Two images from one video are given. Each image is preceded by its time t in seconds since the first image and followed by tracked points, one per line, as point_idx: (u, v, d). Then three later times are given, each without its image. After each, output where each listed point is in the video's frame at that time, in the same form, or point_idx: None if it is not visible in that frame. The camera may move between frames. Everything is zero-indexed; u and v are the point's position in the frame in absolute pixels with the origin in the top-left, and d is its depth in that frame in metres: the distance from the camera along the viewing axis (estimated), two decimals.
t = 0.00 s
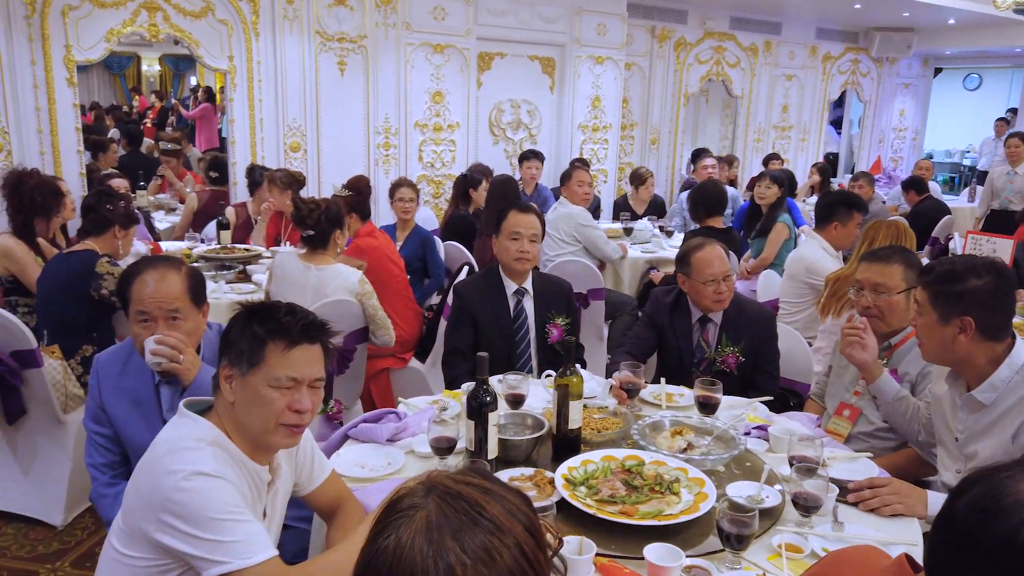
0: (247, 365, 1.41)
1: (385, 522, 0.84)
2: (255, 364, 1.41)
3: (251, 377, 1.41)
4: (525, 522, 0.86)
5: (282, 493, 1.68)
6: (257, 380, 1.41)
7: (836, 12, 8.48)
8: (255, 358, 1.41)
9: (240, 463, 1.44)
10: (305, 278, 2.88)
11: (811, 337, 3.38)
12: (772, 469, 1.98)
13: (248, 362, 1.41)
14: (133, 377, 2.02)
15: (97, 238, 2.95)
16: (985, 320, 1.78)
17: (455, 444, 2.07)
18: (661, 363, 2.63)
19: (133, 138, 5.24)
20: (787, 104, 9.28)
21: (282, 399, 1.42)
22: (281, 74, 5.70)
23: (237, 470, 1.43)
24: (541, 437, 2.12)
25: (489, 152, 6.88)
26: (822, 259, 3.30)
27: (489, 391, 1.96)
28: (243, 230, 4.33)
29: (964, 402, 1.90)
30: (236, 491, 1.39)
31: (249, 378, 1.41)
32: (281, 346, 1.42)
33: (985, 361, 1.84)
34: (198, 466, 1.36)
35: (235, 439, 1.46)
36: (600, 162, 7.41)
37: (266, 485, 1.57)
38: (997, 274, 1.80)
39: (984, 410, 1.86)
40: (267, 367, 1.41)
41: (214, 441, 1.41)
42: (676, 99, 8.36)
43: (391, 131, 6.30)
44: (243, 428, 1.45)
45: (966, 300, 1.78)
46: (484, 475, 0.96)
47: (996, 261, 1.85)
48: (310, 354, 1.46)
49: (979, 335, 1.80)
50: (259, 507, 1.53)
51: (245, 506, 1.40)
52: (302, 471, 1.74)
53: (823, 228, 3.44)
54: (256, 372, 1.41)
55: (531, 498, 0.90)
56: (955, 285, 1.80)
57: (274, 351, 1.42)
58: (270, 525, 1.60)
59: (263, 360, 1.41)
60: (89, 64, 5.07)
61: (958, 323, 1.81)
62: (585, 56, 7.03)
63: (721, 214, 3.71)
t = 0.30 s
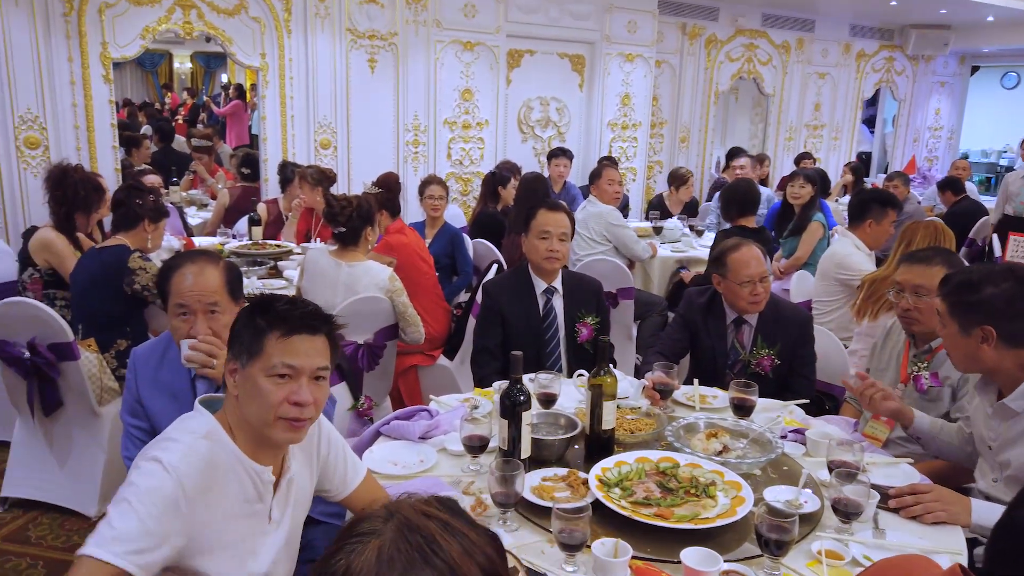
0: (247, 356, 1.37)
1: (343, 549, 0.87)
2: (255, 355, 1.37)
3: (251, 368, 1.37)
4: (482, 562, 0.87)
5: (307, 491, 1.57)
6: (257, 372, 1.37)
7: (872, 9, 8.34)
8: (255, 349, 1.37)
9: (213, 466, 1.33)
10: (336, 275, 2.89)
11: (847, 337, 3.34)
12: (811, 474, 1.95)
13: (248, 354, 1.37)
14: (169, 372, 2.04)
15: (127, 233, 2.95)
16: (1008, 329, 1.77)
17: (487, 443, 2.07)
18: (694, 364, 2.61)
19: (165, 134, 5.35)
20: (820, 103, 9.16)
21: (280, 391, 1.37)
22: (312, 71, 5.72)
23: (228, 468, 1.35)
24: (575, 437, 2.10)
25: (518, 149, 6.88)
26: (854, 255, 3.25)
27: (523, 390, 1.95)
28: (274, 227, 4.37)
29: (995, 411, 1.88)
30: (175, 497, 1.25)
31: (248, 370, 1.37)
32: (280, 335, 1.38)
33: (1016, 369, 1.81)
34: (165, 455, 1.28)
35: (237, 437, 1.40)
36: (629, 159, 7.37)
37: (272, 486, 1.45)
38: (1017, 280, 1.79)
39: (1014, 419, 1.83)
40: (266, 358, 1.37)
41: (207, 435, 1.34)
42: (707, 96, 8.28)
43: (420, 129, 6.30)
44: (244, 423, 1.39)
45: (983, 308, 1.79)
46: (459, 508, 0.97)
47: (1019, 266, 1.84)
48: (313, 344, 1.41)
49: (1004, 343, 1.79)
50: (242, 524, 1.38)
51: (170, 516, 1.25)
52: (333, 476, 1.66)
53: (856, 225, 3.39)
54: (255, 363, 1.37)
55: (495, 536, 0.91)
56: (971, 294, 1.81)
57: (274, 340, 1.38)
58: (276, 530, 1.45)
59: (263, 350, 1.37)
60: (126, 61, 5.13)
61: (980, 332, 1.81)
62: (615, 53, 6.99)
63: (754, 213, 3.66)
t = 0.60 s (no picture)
0: (232, 361, 1.31)
1: (345, 532, 0.93)
2: (239, 360, 1.30)
3: (237, 374, 1.30)
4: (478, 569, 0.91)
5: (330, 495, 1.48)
6: (242, 376, 1.30)
7: (915, 2, 8.16)
8: (240, 354, 1.30)
9: (196, 479, 1.26)
10: (372, 269, 2.90)
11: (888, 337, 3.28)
12: (856, 477, 1.92)
13: (234, 358, 1.31)
14: (210, 363, 2.06)
15: (165, 226, 2.98)
16: None
17: (525, 440, 2.06)
18: (733, 363, 2.58)
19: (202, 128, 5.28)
20: (859, 98, 9.00)
21: (265, 396, 1.29)
22: (348, 66, 5.75)
23: (219, 474, 1.29)
24: (613, 436, 2.08)
25: (551, 145, 6.87)
26: (894, 251, 3.18)
27: (562, 387, 1.94)
28: (309, 220, 4.41)
29: None
30: (146, 506, 1.21)
31: (235, 375, 1.31)
32: (262, 337, 1.30)
33: None
34: (149, 459, 1.24)
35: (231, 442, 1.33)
36: (664, 155, 7.31)
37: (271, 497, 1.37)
38: None
39: None
40: (250, 362, 1.30)
41: (204, 439, 1.30)
42: (743, 91, 8.18)
43: (454, 124, 6.31)
44: (237, 429, 1.32)
45: None
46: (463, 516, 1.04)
47: None
48: (301, 344, 1.32)
49: None
50: (226, 543, 1.31)
51: (136, 525, 1.21)
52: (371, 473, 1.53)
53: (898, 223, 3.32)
54: (239, 366, 1.30)
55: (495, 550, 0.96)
56: (1021, 297, 1.77)
57: (256, 343, 1.30)
58: (274, 541, 1.36)
59: (247, 354, 1.30)
60: (167, 56, 5.13)
61: None
62: (650, 48, 6.95)
63: (793, 210, 3.60)
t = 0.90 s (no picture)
0: (274, 361, 1.31)
1: (360, 545, 0.99)
2: (281, 360, 1.30)
3: (279, 375, 1.30)
4: None
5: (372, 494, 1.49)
6: (283, 376, 1.30)
7: None
8: (282, 354, 1.30)
9: (243, 477, 1.27)
10: (411, 263, 2.91)
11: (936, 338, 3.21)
12: (904, 481, 1.88)
13: (274, 359, 1.30)
14: (254, 352, 2.10)
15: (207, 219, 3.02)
16: None
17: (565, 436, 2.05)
18: (775, 362, 2.54)
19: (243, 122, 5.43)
20: (904, 93, 8.80)
21: (305, 396, 1.29)
22: (386, 60, 5.77)
23: (265, 473, 1.30)
24: (654, 434, 2.06)
25: (588, 139, 6.85)
26: (945, 251, 3.11)
27: (603, 383, 1.92)
28: (347, 214, 4.45)
29: None
30: (196, 506, 1.22)
31: (275, 374, 1.31)
32: (305, 337, 1.30)
33: None
34: (197, 459, 1.25)
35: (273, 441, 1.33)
36: (702, 151, 7.23)
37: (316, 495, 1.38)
38: None
39: None
40: (292, 363, 1.29)
41: (249, 437, 1.30)
42: (784, 86, 8.06)
43: (491, 118, 6.31)
44: (280, 431, 1.33)
45: None
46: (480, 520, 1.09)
47: None
48: (341, 345, 1.32)
49: None
50: (272, 540, 1.32)
51: (186, 525, 1.22)
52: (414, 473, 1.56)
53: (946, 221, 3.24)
54: (280, 367, 1.30)
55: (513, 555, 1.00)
56: None
57: (297, 344, 1.30)
58: (319, 538, 1.38)
59: (288, 354, 1.30)
60: (210, 51, 5.18)
61: None
62: (690, 42, 6.88)
63: (836, 207, 3.53)
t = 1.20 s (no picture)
0: (339, 352, 1.34)
1: (408, 554, 1.00)
2: (346, 352, 1.33)
3: (344, 366, 1.33)
4: None
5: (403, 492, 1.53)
6: (348, 367, 1.33)
7: None
8: (347, 346, 1.33)
9: (298, 467, 1.29)
10: (448, 258, 2.91)
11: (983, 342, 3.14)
12: (953, 487, 1.83)
13: (340, 350, 1.33)
14: (294, 344, 2.13)
15: (246, 213, 3.05)
16: None
17: (603, 435, 2.03)
18: (817, 364, 2.50)
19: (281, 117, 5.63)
20: (949, 88, 8.60)
21: (370, 387, 1.31)
22: (423, 56, 5.77)
23: (318, 464, 1.33)
24: (694, 434, 2.04)
25: (623, 135, 6.79)
26: (997, 254, 3.02)
27: (643, 381, 1.90)
28: (383, 209, 4.49)
29: None
30: (254, 495, 1.23)
31: (339, 366, 1.34)
32: (371, 331, 1.33)
33: None
34: (254, 448, 1.26)
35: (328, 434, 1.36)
36: (740, 147, 7.14)
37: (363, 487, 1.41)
38: None
39: None
40: (357, 355, 1.32)
41: (303, 429, 1.33)
42: (824, 81, 7.91)
43: (526, 114, 6.30)
44: (340, 424, 1.35)
45: None
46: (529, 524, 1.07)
47: None
48: (405, 339, 1.35)
49: None
50: (323, 532, 1.34)
51: (242, 514, 1.23)
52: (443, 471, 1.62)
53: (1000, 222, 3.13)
54: (346, 359, 1.33)
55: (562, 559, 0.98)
56: None
57: (364, 337, 1.33)
58: (365, 531, 1.40)
59: (353, 346, 1.33)
60: (250, 47, 5.27)
61: None
62: (729, 36, 6.80)
63: (879, 206, 3.46)
